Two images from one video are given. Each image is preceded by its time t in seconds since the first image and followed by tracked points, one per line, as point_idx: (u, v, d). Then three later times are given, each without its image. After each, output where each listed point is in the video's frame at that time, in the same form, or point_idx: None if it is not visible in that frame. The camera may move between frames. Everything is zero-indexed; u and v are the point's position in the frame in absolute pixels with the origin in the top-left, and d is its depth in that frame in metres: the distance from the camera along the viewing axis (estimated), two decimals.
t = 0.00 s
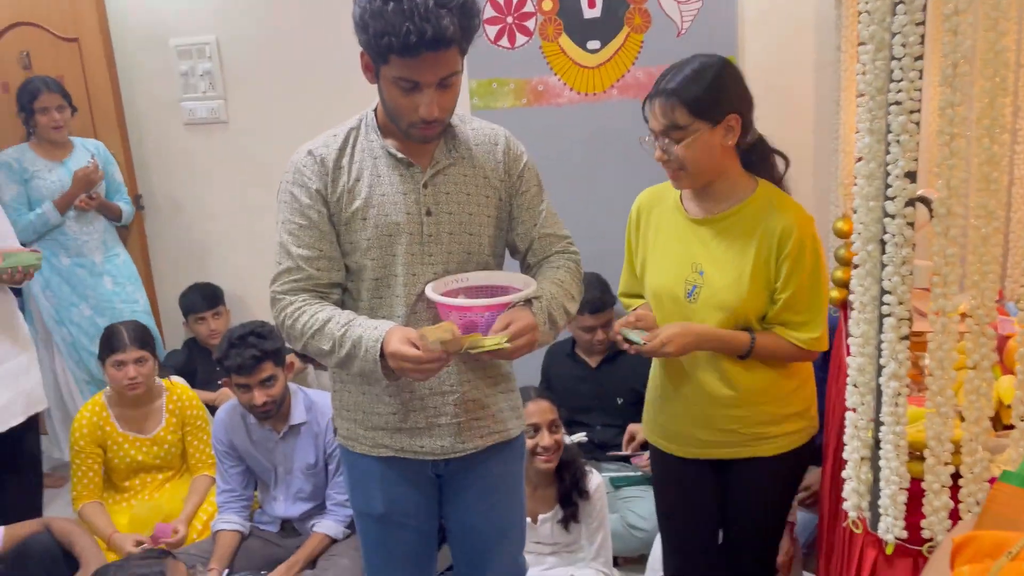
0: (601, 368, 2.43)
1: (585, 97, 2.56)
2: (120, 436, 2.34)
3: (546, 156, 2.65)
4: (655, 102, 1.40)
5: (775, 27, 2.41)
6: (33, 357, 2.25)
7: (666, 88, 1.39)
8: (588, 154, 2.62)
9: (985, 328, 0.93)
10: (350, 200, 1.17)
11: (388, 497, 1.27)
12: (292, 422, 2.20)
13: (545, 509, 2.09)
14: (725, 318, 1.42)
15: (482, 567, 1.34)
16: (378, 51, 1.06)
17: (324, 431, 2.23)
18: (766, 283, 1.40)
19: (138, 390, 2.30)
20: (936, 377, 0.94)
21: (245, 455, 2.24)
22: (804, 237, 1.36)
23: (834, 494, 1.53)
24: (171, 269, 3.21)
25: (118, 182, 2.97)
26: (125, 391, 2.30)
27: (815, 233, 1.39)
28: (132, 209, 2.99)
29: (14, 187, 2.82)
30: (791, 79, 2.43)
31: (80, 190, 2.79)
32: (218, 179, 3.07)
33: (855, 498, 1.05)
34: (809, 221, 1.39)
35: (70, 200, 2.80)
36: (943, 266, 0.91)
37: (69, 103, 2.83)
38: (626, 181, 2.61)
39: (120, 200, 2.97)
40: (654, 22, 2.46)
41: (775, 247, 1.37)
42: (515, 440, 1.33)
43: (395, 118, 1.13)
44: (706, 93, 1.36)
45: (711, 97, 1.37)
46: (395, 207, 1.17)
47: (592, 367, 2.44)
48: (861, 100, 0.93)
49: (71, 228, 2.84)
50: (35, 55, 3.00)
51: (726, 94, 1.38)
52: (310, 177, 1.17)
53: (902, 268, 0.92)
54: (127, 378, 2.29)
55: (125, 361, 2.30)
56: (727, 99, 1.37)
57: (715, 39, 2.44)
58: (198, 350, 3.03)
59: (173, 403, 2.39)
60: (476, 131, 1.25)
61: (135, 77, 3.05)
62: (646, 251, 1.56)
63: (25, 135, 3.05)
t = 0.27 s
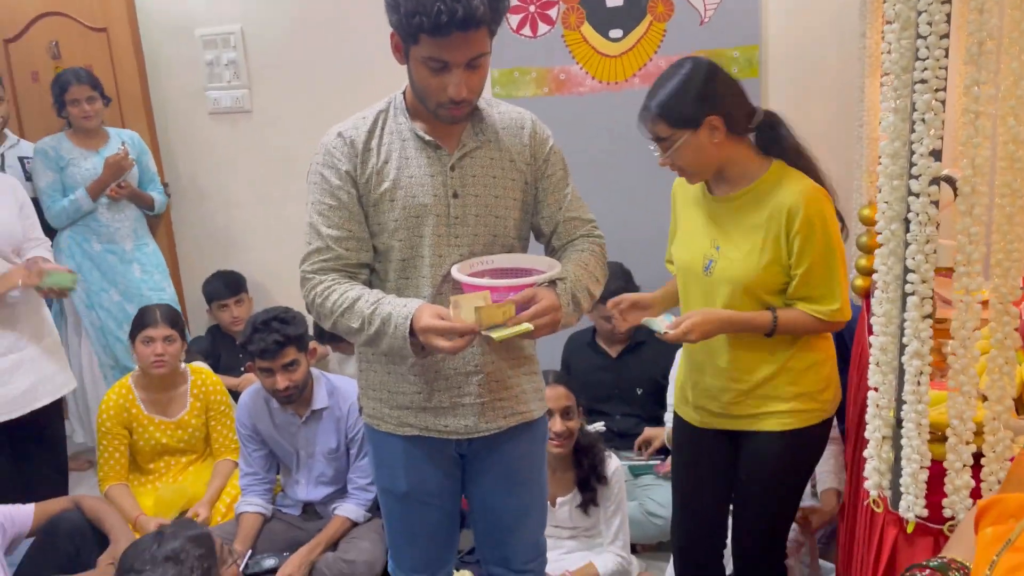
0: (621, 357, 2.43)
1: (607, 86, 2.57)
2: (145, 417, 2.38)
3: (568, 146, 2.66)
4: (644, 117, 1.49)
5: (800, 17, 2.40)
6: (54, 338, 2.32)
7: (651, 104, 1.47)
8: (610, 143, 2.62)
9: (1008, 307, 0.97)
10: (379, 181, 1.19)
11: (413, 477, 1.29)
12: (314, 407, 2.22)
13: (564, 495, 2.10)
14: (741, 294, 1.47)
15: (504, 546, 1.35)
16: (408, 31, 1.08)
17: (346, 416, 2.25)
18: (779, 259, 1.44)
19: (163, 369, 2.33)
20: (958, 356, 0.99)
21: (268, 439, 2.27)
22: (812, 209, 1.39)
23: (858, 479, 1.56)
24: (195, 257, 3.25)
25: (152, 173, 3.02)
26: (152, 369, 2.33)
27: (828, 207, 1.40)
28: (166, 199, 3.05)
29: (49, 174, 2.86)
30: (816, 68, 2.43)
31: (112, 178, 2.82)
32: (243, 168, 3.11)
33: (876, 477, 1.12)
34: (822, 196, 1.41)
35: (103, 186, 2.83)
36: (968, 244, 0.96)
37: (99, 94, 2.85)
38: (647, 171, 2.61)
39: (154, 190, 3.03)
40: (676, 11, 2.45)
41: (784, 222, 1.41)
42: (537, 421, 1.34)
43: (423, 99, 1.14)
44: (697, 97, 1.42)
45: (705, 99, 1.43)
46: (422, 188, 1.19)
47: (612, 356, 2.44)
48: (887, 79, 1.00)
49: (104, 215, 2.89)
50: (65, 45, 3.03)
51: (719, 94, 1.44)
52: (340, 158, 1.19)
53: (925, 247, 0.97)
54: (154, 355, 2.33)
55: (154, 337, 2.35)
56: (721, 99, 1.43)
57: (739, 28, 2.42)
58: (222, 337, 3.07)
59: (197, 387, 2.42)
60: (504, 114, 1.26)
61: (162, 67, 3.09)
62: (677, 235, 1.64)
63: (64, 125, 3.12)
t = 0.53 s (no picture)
0: (646, 354, 2.45)
1: (632, 83, 2.59)
2: (179, 408, 2.43)
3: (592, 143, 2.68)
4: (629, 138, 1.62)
5: (827, 15, 2.42)
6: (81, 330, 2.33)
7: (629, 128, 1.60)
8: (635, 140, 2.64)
9: None
10: (410, 175, 1.22)
11: (440, 468, 1.28)
12: (344, 397, 2.27)
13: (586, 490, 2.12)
14: (735, 288, 1.55)
15: (529, 537, 1.33)
16: (443, 27, 1.11)
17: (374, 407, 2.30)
18: (766, 251, 1.51)
19: (198, 357, 2.38)
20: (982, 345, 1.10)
21: (297, 430, 2.32)
22: (784, 199, 1.46)
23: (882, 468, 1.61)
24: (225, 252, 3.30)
25: (190, 170, 3.09)
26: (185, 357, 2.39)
27: (803, 194, 1.48)
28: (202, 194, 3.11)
29: (91, 167, 2.94)
30: (843, 66, 2.44)
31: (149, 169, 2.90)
32: (273, 164, 3.16)
33: (900, 469, 1.23)
34: (796, 185, 1.48)
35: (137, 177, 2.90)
36: (991, 237, 1.08)
37: (136, 90, 2.92)
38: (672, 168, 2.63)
39: (191, 185, 3.08)
40: (702, 9, 2.47)
41: (762, 215, 1.49)
42: (563, 413, 1.32)
43: (455, 93, 1.17)
44: (680, 114, 1.50)
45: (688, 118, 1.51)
46: (452, 181, 1.21)
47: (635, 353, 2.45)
48: (914, 75, 1.10)
49: (143, 209, 2.96)
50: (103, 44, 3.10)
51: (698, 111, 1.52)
52: (373, 152, 1.22)
53: (950, 240, 1.09)
54: (189, 344, 2.38)
55: (188, 325, 2.40)
56: (689, 118, 1.51)
57: (765, 26, 2.43)
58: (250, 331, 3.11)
59: (230, 377, 2.48)
60: (533, 110, 1.29)
61: (194, 65, 3.15)
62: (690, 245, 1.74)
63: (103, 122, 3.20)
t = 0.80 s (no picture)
0: (679, 358, 2.44)
1: (666, 85, 2.58)
2: (219, 401, 2.48)
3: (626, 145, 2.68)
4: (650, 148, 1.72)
5: (865, 15, 2.39)
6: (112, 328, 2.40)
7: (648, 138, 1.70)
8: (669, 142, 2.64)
9: None
10: (447, 178, 1.24)
11: (474, 467, 1.29)
12: (378, 394, 2.29)
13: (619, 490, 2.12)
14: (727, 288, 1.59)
15: (563, 537, 1.33)
16: (483, 30, 1.13)
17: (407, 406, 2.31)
18: (746, 253, 1.51)
19: (235, 349, 2.44)
20: None
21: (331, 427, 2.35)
22: (754, 204, 1.45)
23: (922, 474, 1.58)
24: (262, 251, 3.36)
25: (229, 169, 3.12)
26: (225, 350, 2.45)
27: (773, 195, 1.43)
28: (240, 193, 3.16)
29: (131, 167, 3.03)
30: (881, 67, 2.40)
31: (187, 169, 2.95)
32: (308, 166, 3.20)
33: (940, 474, 1.21)
34: (772, 186, 1.45)
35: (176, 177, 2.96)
36: None
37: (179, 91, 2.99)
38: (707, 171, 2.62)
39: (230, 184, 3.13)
40: (739, 10, 2.46)
41: (739, 217, 1.49)
42: (597, 415, 1.32)
43: (493, 96, 1.19)
44: (677, 128, 1.58)
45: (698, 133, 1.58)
46: (489, 184, 1.23)
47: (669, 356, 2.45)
48: (956, 77, 1.10)
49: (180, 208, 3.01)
50: (142, 47, 3.21)
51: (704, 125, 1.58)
52: (411, 154, 1.24)
53: (993, 243, 1.09)
54: (228, 335, 2.45)
55: (229, 318, 2.47)
56: (687, 130, 1.57)
57: (802, 27, 2.41)
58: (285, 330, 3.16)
59: (269, 374, 2.53)
60: (569, 113, 1.29)
61: (233, 68, 3.21)
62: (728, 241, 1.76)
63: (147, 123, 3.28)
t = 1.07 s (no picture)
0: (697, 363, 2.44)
1: (685, 88, 2.57)
2: (240, 396, 2.50)
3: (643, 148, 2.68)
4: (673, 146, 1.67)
5: (887, 20, 2.37)
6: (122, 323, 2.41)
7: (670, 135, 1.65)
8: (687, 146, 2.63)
9: None
10: (465, 181, 1.24)
11: (491, 471, 1.28)
12: (394, 396, 2.29)
13: (635, 496, 2.11)
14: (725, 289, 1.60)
15: (579, 541, 1.33)
16: (504, 34, 1.13)
17: (423, 408, 2.32)
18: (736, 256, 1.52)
19: (251, 342, 2.48)
20: None
21: (347, 428, 2.35)
22: (740, 206, 1.44)
23: (943, 483, 1.56)
24: (280, 253, 3.38)
25: (248, 171, 3.16)
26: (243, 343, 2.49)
27: (756, 199, 1.42)
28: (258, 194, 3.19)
29: (151, 168, 3.05)
30: (904, 72, 2.38)
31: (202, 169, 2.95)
32: (326, 168, 3.22)
33: (963, 483, 1.20)
34: (758, 189, 1.43)
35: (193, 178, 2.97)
36: None
37: (198, 94, 3.01)
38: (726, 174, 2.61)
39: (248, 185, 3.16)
40: (759, 13, 2.44)
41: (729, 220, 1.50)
42: (614, 419, 1.31)
43: (513, 99, 1.18)
44: (692, 122, 1.53)
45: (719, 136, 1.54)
46: (508, 188, 1.23)
47: (689, 361, 2.45)
48: (984, 84, 1.10)
49: (197, 209, 3.03)
50: (163, 49, 3.24)
51: (728, 128, 1.53)
52: (430, 158, 1.24)
53: (1018, 251, 1.08)
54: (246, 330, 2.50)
55: (248, 314, 2.52)
56: (703, 125, 1.52)
57: (824, 32, 2.40)
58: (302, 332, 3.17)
59: (291, 373, 2.56)
60: (588, 117, 1.29)
61: (253, 70, 3.23)
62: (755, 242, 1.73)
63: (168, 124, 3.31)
